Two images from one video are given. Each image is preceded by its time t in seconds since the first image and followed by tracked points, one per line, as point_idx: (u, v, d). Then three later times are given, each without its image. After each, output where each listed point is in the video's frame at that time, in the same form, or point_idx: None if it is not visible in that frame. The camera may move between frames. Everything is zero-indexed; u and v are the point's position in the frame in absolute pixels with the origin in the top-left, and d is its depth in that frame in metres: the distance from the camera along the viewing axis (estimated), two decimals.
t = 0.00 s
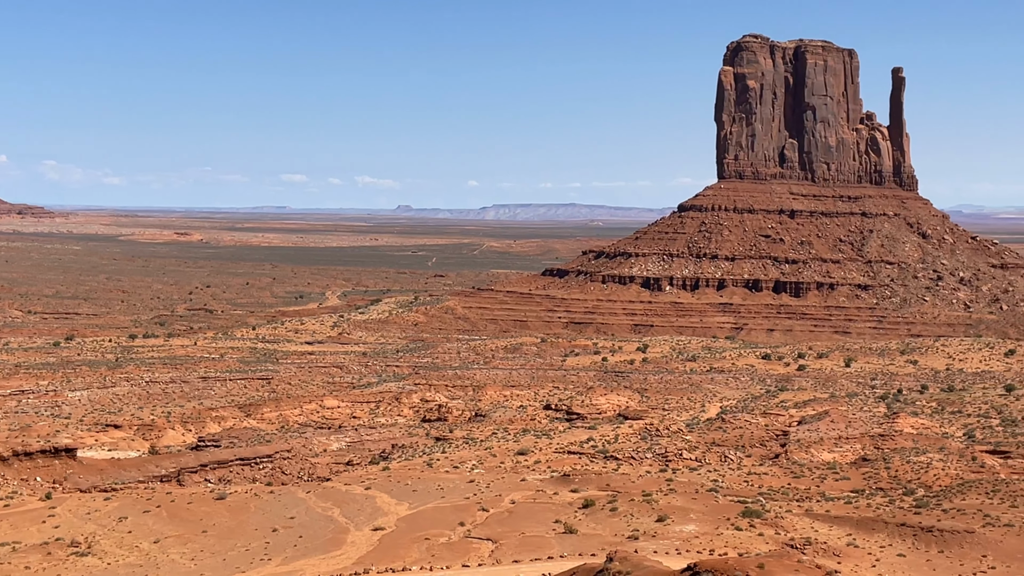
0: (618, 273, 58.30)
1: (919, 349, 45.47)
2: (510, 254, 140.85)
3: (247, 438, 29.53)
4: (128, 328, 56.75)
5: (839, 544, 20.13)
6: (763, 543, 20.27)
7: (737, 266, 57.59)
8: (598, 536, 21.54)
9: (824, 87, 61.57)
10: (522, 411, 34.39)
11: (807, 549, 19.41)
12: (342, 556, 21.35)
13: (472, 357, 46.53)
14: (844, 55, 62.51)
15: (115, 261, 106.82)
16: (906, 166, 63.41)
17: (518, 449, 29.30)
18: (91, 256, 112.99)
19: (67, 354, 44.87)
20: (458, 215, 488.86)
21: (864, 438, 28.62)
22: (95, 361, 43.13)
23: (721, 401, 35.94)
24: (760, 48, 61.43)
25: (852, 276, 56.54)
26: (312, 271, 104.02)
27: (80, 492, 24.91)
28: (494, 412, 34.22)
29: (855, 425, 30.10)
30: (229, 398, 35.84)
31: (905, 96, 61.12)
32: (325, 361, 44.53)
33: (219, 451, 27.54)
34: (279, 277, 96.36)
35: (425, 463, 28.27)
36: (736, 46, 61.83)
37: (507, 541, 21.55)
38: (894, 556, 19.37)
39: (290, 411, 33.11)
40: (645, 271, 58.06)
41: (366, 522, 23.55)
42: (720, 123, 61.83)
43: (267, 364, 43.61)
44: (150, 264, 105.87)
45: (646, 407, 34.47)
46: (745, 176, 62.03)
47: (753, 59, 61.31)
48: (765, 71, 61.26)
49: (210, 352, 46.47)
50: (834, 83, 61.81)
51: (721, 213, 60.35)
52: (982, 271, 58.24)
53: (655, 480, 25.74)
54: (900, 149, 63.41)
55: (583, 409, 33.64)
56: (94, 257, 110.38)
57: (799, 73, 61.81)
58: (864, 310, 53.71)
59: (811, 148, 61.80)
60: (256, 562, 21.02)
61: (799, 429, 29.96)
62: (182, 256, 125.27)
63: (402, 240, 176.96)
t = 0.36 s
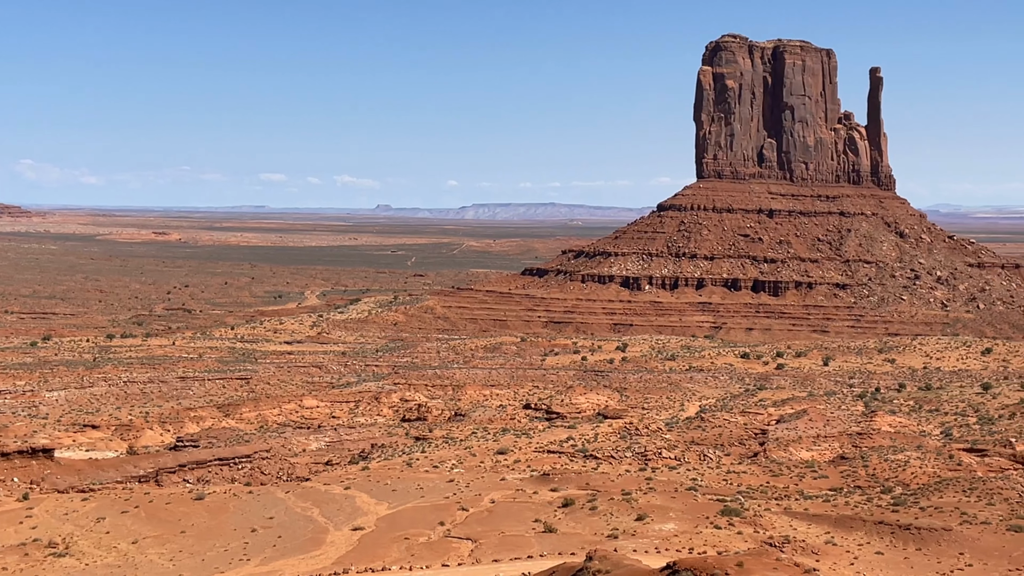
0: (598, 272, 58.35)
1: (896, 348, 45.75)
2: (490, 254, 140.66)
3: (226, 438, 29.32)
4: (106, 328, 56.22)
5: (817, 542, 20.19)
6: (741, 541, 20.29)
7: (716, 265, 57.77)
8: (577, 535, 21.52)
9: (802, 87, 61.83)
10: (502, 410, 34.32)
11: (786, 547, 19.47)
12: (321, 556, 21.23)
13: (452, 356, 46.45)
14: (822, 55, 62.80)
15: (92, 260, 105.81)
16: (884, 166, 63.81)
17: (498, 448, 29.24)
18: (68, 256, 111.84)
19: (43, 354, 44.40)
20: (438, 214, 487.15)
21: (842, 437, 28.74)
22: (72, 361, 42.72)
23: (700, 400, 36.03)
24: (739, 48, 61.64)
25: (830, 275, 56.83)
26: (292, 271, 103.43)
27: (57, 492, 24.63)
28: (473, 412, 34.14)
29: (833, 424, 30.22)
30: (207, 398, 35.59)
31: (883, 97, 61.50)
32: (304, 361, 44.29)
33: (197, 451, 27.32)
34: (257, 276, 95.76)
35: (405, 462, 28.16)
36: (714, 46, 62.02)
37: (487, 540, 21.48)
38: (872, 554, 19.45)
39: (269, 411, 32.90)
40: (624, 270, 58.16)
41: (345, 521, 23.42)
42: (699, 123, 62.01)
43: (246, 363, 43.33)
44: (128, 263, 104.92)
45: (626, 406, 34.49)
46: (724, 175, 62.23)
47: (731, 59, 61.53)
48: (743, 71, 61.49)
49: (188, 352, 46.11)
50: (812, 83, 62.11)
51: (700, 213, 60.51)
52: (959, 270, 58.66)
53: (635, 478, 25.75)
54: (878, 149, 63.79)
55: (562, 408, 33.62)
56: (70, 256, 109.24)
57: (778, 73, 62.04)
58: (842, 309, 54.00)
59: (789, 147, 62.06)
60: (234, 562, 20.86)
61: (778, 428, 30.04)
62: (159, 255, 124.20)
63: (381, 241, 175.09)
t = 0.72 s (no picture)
0: (576, 271, 58.32)
1: (873, 347, 45.96)
2: (468, 253, 140.49)
3: (203, 439, 29.05)
4: (82, 328, 55.65)
5: (795, 540, 20.20)
6: (720, 540, 20.26)
7: (694, 265, 57.88)
8: (556, 534, 21.44)
9: (779, 86, 62.06)
10: (481, 410, 34.19)
11: (764, 546, 19.47)
12: (299, 557, 21.05)
13: (430, 356, 46.31)
14: (799, 55, 63.07)
15: (68, 260, 104.81)
16: (861, 166, 64.14)
17: (476, 447, 29.11)
18: (43, 255, 110.70)
19: (18, 355, 43.90)
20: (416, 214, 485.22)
21: (819, 436, 28.80)
22: (47, 361, 42.26)
23: (678, 399, 36.06)
24: (716, 48, 61.81)
25: (807, 275, 57.05)
26: (269, 270, 102.87)
27: (33, 494, 24.21)
28: (452, 411, 34.00)
29: (810, 423, 30.29)
30: (184, 398, 35.29)
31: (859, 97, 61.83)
32: (282, 361, 44.02)
33: (174, 452, 27.03)
34: (235, 276, 95.17)
35: (383, 462, 27.98)
36: (692, 46, 62.17)
37: (466, 540, 21.35)
38: (849, 552, 19.48)
39: (246, 411, 32.63)
40: (602, 270, 58.18)
41: (323, 522, 23.22)
42: (677, 123, 62.11)
43: (223, 364, 42.98)
44: (104, 263, 104.00)
45: (605, 406, 34.47)
46: (702, 174, 62.37)
47: (709, 59, 61.67)
48: (721, 71, 61.68)
49: (165, 352, 45.70)
50: (790, 82, 62.34)
51: (679, 212, 60.60)
52: (935, 269, 59.02)
53: (613, 478, 25.69)
54: (855, 149, 64.10)
55: (541, 408, 33.55)
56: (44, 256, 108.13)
57: (755, 73, 62.26)
58: (819, 308, 54.21)
59: (767, 147, 62.26)
60: (212, 563, 20.63)
61: (756, 427, 30.07)
62: (135, 255, 123.22)
63: (359, 241, 173.56)
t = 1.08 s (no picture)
0: (557, 271, 58.30)
1: (853, 346, 46.16)
2: (450, 253, 140.33)
3: (183, 439, 28.83)
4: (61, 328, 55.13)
5: (776, 539, 20.21)
6: (701, 539, 20.25)
7: (675, 264, 57.99)
8: (537, 534, 21.37)
9: (760, 86, 62.23)
10: (462, 409, 34.09)
11: (745, 544, 19.48)
12: (279, 557, 20.89)
13: (411, 355, 46.17)
14: (780, 55, 63.28)
15: (46, 260, 103.85)
16: (841, 166, 64.41)
17: (457, 447, 29.00)
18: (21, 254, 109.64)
19: None
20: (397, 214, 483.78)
21: (800, 435, 28.86)
22: (25, 361, 41.83)
23: (659, 398, 36.07)
24: (697, 48, 61.95)
25: (788, 274, 57.24)
26: (250, 270, 102.29)
27: (11, 494, 23.95)
28: (433, 411, 33.89)
29: (790, 422, 30.35)
30: (164, 398, 35.04)
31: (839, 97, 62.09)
32: (263, 360, 43.77)
33: (154, 452, 26.79)
34: (215, 275, 94.54)
35: (364, 462, 27.83)
36: (673, 46, 62.28)
37: (447, 540, 21.24)
38: (830, 551, 19.51)
39: (226, 411, 32.41)
40: (584, 270, 58.19)
41: (303, 522, 23.06)
42: (658, 122, 62.22)
43: (203, 364, 42.67)
44: (83, 263, 103.11)
45: (586, 405, 34.45)
46: (683, 174, 62.49)
47: (690, 59, 61.79)
48: (702, 70, 61.83)
49: (145, 352, 45.34)
50: (770, 82, 62.53)
51: (660, 212, 60.66)
52: (915, 268, 59.32)
53: (594, 477, 25.66)
54: (835, 149, 64.36)
55: (523, 408, 33.49)
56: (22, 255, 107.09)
57: (736, 72, 62.43)
58: (800, 307, 54.40)
59: (748, 147, 62.42)
60: (192, 563, 20.45)
61: (736, 426, 30.10)
62: (114, 254, 122.27)
63: (340, 241, 171.84)
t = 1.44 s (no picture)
0: (538, 270, 58.29)
1: (833, 345, 46.35)
2: (430, 253, 140.04)
3: (162, 439, 28.60)
4: (39, 328, 54.58)
5: (755, 538, 20.23)
6: (681, 538, 20.25)
7: (655, 264, 58.10)
8: (518, 534, 21.31)
9: (739, 86, 62.42)
10: (442, 409, 34.00)
11: (724, 543, 19.50)
12: (260, 557, 20.74)
13: (391, 355, 46.01)
14: (759, 55, 63.51)
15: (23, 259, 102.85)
16: (820, 166, 64.68)
17: (438, 447, 28.90)
18: None
19: None
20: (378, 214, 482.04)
21: (780, 433, 28.93)
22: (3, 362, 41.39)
23: (639, 398, 36.07)
24: (677, 48, 62.09)
25: (767, 274, 57.44)
26: (230, 270, 101.66)
27: None
28: (414, 410, 33.75)
29: (770, 421, 30.42)
30: (143, 398, 34.76)
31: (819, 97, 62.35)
32: (242, 360, 43.50)
33: (133, 452, 26.55)
34: (195, 275, 93.87)
35: (345, 462, 27.69)
36: (653, 46, 62.40)
37: (427, 539, 21.15)
38: (809, 549, 19.55)
39: (205, 411, 32.17)
40: (564, 269, 58.20)
41: (283, 522, 22.90)
42: (638, 122, 62.32)
43: (183, 364, 42.36)
44: (61, 262, 102.17)
45: (567, 404, 34.43)
46: (664, 174, 62.61)
47: (670, 59, 61.93)
48: (682, 70, 62.00)
49: (124, 352, 44.96)
50: (750, 82, 62.72)
51: (640, 212, 60.75)
52: (894, 268, 59.64)
53: (575, 476, 25.63)
54: (815, 148, 64.57)
55: (503, 407, 33.43)
56: None
57: (716, 72, 62.60)
58: (780, 307, 54.56)
59: (728, 146, 62.59)
60: (171, 564, 20.26)
61: (717, 425, 30.14)
62: (92, 254, 121.23)
63: (320, 241, 170.06)
